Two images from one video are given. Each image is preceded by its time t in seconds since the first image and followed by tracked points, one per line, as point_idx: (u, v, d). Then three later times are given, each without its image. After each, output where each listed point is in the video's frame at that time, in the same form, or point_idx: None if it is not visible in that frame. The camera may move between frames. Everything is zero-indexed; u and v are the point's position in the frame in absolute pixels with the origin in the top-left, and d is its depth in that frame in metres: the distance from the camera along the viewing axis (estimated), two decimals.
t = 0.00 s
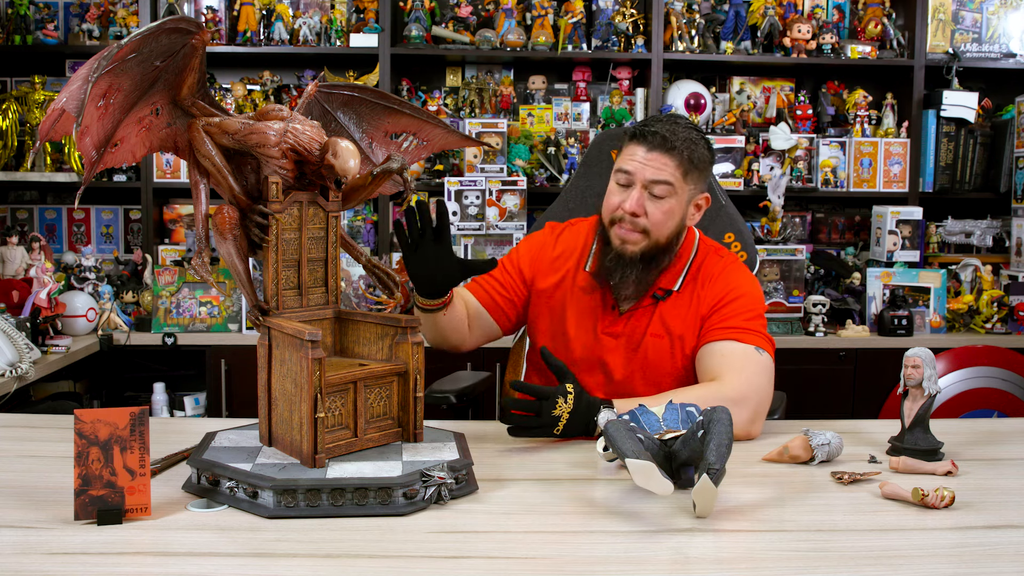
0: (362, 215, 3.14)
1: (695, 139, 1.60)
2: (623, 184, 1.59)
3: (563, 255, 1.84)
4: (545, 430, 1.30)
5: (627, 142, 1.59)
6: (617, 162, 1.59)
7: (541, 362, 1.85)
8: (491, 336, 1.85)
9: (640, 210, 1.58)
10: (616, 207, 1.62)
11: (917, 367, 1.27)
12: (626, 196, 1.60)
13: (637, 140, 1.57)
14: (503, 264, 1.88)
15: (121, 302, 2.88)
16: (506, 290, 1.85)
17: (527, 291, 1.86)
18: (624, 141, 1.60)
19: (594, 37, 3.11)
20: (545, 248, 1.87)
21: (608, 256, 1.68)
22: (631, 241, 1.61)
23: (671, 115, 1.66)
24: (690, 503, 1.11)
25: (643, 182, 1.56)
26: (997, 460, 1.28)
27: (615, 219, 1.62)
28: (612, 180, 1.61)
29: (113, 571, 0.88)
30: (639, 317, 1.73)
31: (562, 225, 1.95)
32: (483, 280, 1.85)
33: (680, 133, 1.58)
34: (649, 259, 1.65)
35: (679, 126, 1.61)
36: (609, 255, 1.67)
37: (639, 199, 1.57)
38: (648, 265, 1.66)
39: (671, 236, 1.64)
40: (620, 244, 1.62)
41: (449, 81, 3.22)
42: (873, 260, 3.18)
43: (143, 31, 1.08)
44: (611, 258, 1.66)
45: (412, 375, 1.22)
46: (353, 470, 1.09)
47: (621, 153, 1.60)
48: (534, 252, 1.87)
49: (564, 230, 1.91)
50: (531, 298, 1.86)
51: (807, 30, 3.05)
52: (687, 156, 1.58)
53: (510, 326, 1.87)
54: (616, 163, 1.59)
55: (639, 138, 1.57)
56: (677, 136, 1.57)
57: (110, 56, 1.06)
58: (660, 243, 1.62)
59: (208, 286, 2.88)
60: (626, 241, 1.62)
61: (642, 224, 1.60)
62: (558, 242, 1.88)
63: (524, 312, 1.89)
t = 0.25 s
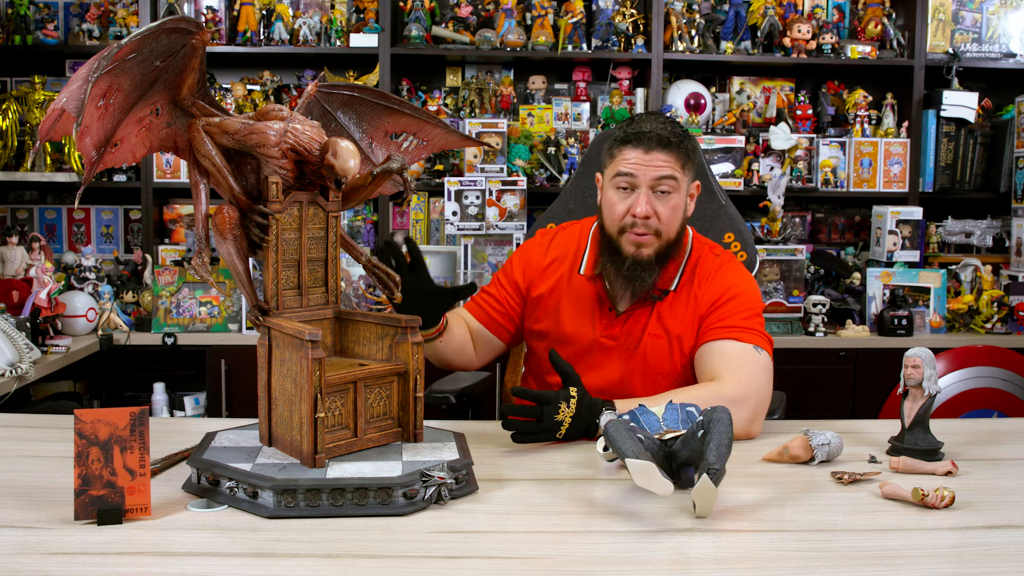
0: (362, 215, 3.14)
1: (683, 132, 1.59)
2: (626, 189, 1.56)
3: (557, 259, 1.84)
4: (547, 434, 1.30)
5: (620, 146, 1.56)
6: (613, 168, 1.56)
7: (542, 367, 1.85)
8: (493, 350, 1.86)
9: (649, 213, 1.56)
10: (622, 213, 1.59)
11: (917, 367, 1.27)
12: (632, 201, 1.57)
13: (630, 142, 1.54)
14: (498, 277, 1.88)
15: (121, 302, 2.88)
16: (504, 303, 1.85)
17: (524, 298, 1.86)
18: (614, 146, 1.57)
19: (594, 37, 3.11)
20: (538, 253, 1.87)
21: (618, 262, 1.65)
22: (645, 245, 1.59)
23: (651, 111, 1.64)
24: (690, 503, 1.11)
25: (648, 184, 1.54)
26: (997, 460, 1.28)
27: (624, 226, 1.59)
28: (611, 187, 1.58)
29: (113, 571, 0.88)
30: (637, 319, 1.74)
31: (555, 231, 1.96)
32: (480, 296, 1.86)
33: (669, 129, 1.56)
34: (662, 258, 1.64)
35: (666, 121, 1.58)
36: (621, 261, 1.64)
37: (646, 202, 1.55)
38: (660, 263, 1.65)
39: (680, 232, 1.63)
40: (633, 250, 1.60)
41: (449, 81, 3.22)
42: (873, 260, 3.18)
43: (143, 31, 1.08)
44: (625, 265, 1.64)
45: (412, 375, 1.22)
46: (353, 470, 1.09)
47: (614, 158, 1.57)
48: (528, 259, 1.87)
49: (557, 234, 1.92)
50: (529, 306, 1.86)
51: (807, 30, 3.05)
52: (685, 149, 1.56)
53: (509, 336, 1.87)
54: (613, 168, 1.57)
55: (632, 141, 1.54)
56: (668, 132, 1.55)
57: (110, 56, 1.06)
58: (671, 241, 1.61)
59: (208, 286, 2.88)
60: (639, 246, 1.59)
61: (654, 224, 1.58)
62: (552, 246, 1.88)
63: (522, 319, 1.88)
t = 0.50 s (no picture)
0: (362, 215, 3.14)
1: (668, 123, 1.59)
2: (620, 186, 1.56)
3: (551, 261, 1.84)
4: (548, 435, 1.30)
5: (609, 143, 1.56)
6: (604, 166, 1.56)
7: (541, 370, 1.85)
8: (494, 359, 1.85)
9: (646, 207, 1.56)
10: (618, 210, 1.58)
11: (917, 367, 1.27)
12: (627, 197, 1.57)
13: (618, 139, 1.54)
14: (495, 286, 1.89)
15: (121, 302, 2.88)
16: (501, 310, 1.86)
17: (521, 303, 1.86)
18: (602, 144, 1.57)
19: (593, 37, 3.11)
20: (533, 257, 1.87)
21: (618, 259, 1.65)
22: (644, 240, 1.58)
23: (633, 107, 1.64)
24: (690, 503, 1.11)
25: (642, 179, 1.53)
26: (997, 460, 1.28)
27: (621, 223, 1.58)
28: (604, 185, 1.58)
29: (114, 571, 0.88)
30: (634, 317, 1.74)
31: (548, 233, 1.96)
32: (478, 307, 1.87)
33: (655, 121, 1.56)
34: (660, 250, 1.63)
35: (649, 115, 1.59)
36: (621, 258, 1.63)
37: (642, 197, 1.55)
38: (659, 256, 1.64)
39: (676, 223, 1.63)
40: (633, 246, 1.59)
41: (449, 81, 3.22)
42: (873, 260, 3.18)
43: (143, 31, 1.08)
44: (626, 262, 1.63)
45: (412, 375, 1.22)
46: (353, 470, 1.09)
47: (604, 156, 1.57)
48: (523, 263, 1.87)
49: (550, 237, 1.92)
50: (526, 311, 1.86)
51: (808, 30, 3.05)
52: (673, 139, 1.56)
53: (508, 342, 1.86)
54: (604, 167, 1.56)
55: (620, 138, 1.54)
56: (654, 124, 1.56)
57: (110, 56, 1.06)
58: (668, 232, 1.61)
59: (208, 286, 2.88)
60: (639, 241, 1.59)
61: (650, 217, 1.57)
62: (546, 248, 1.88)
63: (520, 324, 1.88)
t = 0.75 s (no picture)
0: (362, 215, 3.14)
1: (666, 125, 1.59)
2: (624, 192, 1.55)
3: (549, 263, 1.84)
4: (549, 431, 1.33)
5: (610, 149, 1.54)
6: (607, 173, 1.54)
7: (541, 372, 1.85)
8: (496, 366, 1.86)
9: (652, 211, 1.55)
10: (624, 217, 1.57)
11: (917, 367, 1.27)
12: (632, 203, 1.55)
13: (620, 145, 1.53)
14: (494, 292, 1.89)
15: (121, 302, 2.88)
16: (501, 316, 1.86)
17: (520, 306, 1.87)
18: (603, 150, 1.56)
19: (593, 37, 3.11)
20: (530, 260, 1.87)
21: (624, 264, 1.64)
22: (651, 243, 1.58)
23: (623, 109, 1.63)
24: (690, 503, 1.11)
25: (647, 183, 1.53)
26: (997, 460, 1.28)
27: (627, 229, 1.57)
28: (607, 192, 1.57)
29: (114, 571, 0.88)
30: (632, 318, 1.73)
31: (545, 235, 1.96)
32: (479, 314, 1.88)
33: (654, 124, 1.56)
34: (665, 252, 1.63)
35: (643, 117, 1.58)
36: (627, 263, 1.62)
37: (648, 201, 1.54)
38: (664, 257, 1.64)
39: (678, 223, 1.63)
40: (640, 250, 1.59)
41: (449, 81, 3.22)
42: (873, 260, 3.18)
43: (143, 31, 1.08)
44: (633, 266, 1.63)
45: (412, 375, 1.22)
46: (353, 470, 1.09)
47: (606, 162, 1.55)
48: (521, 266, 1.87)
49: (546, 238, 1.92)
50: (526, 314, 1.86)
51: (807, 30, 3.05)
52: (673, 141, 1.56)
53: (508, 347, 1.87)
54: (607, 174, 1.55)
55: (622, 143, 1.53)
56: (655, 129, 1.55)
57: (110, 56, 1.06)
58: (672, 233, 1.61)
59: (208, 286, 2.88)
60: (646, 245, 1.58)
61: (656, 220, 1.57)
62: (543, 250, 1.88)
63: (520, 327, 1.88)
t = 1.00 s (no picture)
0: (362, 215, 3.14)
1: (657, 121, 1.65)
2: (625, 184, 1.59)
3: (544, 263, 1.85)
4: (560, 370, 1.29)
5: (607, 143, 1.59)
6: (608, 167, 1.58)
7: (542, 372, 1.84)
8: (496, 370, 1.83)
9: (654, 201, 1.59)
10: (627, 209, 1.60)
11: (917, 367, 1.27)
12: (633, 194, 1.59)
13: (618, 138, 1.58)
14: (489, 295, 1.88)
15: (121, 302, 2.88)
16: (499, 318, 1.84)
17: (518, 306, 1.85)
18: (601, 146, 1.61)
19: (594, 37, 3.11)
20: (525, 260, 1.87)
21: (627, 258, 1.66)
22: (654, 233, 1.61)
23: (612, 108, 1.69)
24: (690, 503, 1.11)
25: (647, 174, 1.57)
26: (998, 460, 1.28)
27: (631, 221, 1.60)
28: (608, 185, 1.60)
29: (114, 571, 0.88)
30: (630, 312, 1.75)
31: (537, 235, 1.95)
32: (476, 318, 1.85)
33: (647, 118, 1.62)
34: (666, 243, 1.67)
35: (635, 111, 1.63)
36: (631, 255, 1.64)
37: (649, 191, 1.59)
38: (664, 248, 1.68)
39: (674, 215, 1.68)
40: (643, 240, 1.61)
41: (449, 81, 3.22)
42: (873, 260, 3.18)
43: (143, 31, 1.08)
44: (635, 258, 1.65)
45: (412, 375, 1.22)
46: (353, 470, 1.09)
47: (605, 157, 1.60)
48: (516, 267, 1.87)
49: (539, 239, 1.92)
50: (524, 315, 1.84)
51: (807, 30, 3.05)
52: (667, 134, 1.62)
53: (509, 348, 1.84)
54: (606, 167, 1.59)
55: (620, 137, 1.58)
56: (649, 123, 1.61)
57: (110, 56, 1.06)
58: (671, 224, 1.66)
59: (208, 285, 2.88)
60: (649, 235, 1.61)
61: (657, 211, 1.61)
62: (537, 250, 1.88)
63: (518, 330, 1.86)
